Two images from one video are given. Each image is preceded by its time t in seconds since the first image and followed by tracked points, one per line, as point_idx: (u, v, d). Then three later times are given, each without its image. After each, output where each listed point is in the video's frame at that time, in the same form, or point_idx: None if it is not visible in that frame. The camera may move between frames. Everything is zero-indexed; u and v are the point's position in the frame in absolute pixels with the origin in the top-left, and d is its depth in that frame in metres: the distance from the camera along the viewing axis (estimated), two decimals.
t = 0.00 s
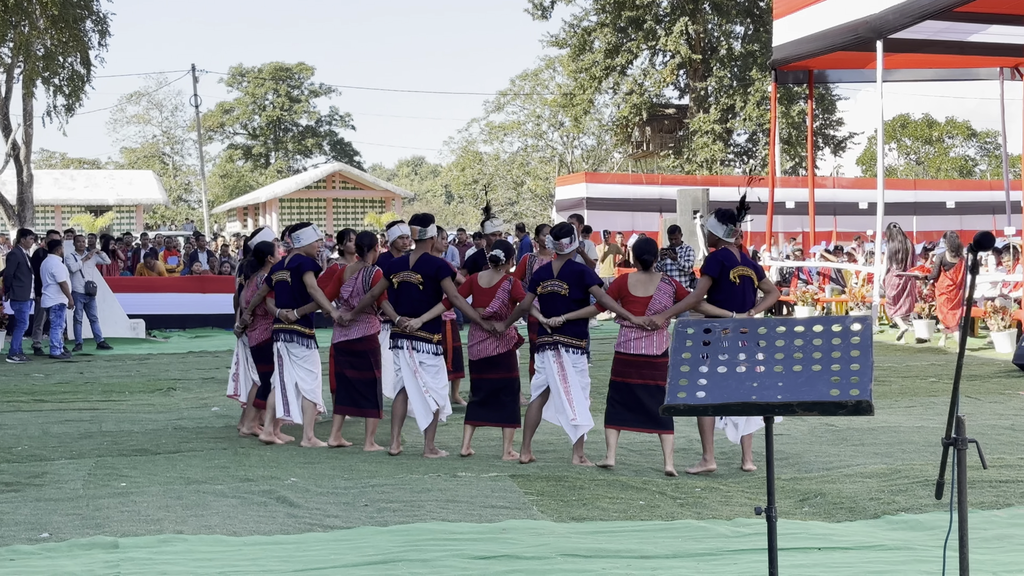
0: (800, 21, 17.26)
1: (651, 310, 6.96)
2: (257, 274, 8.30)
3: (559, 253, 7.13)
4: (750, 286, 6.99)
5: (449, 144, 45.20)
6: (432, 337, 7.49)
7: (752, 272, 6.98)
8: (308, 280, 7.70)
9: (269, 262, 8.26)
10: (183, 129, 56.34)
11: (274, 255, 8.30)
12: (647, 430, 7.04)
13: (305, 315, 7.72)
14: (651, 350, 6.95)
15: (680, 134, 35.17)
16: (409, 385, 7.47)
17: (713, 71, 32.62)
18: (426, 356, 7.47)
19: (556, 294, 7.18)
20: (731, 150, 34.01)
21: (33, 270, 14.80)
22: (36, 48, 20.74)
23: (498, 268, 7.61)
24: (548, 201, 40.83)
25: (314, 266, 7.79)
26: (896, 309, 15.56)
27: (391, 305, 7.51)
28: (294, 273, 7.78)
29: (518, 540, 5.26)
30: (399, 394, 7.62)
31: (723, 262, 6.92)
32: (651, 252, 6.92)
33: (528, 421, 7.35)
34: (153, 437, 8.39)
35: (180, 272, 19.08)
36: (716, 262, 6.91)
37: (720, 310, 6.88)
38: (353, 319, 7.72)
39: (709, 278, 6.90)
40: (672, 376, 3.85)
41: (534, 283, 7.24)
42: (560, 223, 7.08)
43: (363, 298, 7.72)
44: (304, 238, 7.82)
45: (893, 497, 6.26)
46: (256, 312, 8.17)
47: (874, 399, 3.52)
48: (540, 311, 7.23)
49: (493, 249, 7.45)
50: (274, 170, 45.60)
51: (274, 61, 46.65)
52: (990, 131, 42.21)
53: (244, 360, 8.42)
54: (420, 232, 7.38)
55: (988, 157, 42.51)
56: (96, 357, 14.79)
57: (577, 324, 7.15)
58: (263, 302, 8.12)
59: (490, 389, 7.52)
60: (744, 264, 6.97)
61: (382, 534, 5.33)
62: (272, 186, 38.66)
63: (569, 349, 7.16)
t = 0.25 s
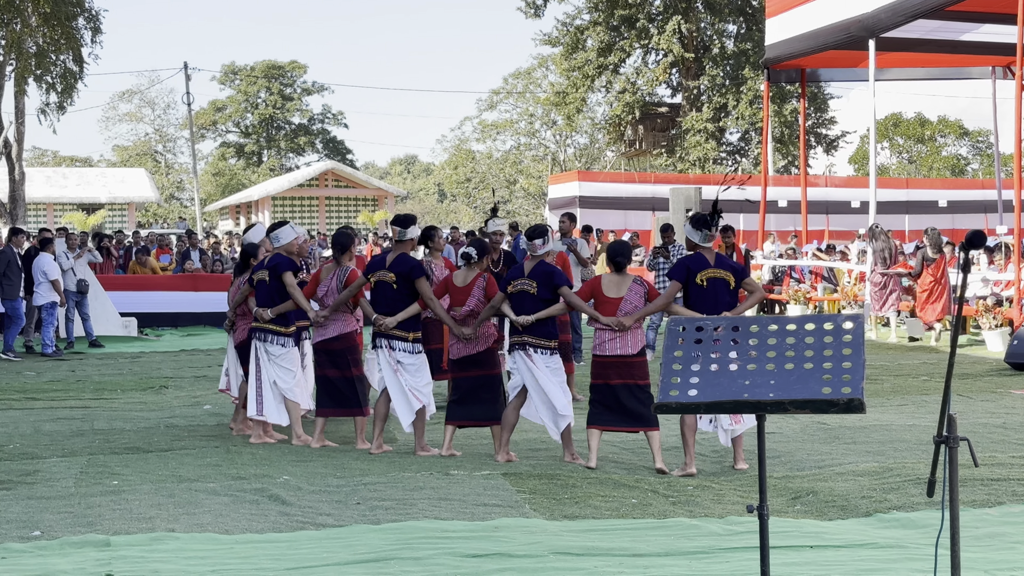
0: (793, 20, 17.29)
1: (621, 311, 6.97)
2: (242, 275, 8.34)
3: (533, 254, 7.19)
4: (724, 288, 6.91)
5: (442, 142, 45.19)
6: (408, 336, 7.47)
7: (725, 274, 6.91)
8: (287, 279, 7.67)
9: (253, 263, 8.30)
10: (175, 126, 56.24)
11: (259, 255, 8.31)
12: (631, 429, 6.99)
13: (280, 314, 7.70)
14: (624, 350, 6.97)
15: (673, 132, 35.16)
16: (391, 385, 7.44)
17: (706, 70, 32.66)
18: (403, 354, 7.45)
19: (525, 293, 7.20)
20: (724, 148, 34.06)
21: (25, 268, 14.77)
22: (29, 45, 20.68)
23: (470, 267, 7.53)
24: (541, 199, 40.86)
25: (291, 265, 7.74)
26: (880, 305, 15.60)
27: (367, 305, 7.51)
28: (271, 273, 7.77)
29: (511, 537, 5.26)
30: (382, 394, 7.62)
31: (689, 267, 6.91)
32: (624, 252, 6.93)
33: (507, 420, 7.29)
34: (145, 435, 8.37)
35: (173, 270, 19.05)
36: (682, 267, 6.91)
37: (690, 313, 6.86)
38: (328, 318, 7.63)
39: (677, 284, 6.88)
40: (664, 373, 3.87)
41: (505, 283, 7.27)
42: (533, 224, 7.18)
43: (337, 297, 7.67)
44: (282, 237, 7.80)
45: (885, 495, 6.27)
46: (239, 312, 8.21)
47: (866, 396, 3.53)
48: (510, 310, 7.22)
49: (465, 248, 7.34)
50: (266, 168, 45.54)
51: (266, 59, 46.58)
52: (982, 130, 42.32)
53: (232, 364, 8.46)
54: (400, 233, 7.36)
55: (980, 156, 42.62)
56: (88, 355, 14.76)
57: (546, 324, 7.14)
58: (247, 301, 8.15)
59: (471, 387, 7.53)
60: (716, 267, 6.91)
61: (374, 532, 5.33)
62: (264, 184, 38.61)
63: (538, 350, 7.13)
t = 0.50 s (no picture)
0: (784, 19, 17.32)
1: (597, 306, 6.95)
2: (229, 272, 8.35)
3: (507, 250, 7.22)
4: (701, 283, 6.89)
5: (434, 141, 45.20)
6: (387, 332, 7.45)
7: (703, 269, 6.89)
8: (268, 277, 7.66)
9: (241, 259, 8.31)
10: (166, 125, 56.10)
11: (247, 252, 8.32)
12: (609, 425, 7.00)
13: (263, 312, 7.70)
14: (599, 344, 6.94)
15: (664, 131, 35.17)
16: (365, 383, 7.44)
17: (698, 68, 32.69)
18: (382, 351, 7.44)
19: (499, 290, 7.21)
20: (715, 147, 34.08)
21: (16, 266, 14.72)
22: (20, 43, 20.60)
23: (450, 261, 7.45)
24: (533, 197, 40.87)
25: (272, 263, 7.75)
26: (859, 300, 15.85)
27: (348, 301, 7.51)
28: (254, 271, 7.78)
29: (502, 536, 5.26)
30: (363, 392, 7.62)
31: (665, 264, 6.92)
32: (602, 246, 6.92)
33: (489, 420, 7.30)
34: (136, 433, 8.36)
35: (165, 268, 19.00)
36: (657, 264, 6.90)
37: (666, 307, 6.84)
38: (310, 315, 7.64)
39: (653, 279, 6.87)
40: (655, 373, 3.87)
41: (480, 280, 7.28)
42: (509, 220, 7.19)
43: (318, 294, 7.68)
44: (265, 234, 7.80)
45: (876, 493, 6.28)
46: (225, 308, 8.24)
47: (856, 395, 3.53)
48: (486, 305, 7.23)
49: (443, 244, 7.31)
50: (258, 166, 45.46)
51: (257, 57, 46.49)
52: (973, 129, 42.45)
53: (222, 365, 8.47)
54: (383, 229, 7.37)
55: (971, 155, 42.75)
56: (79, 353, 14.71)
57: (521, 320, 7.15)
58: (232, 298, 8.17)
59: (448, 384, 7.49)
60: (693, 262, 6.90)
61: (365, 531, 5.33)
62: (255, 182, 38.53)
63: (509, 347, 7.14)
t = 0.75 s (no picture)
0: (775, 17, 17.33)
1: (590, 307, 6.97)
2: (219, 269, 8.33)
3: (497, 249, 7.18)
4: (693, 284, 6.89)
5: (425, 139, 45.18)
6: (379, 331, 7.42)
7: (693, 270, 6.89)
8: (261, 275, 7.65)
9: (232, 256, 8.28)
10: (157, 123, 55.96)
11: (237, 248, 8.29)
12: (605, 422, 7.01)
13: (253, 311, 7.68)
14: (593, 345, 6.95)
15: (655, 129, 35.18)
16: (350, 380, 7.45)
17: (689, 67, 32.71)
18: (374, 349, 7.41)
19: (493, 289, 7.15)
20: (706, 145, 34.09)
21: (6, 264, 14.67)
22: (9, 40, 20.52)
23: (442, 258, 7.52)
24: (524, 196, 40.86)
25: (264, 261, 7.73)
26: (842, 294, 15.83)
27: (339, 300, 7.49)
28: (245, 270, 7.76)
29: (493, 534, 5.26)
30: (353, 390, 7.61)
31: (656, 265, 6.93)
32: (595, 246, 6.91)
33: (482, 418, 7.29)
34: (126, 432, 8.33)
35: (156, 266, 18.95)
36: (649, 265, 6.93)
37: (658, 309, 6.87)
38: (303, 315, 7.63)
39: (645, 282, 6.90)
40: (646, 371, 3.87)
41: (473, 278, 7.22)
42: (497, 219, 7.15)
43: (311, 292, 7.67)
44: (258, 232, 7.78)
45: (867, 491, 6.30)
46: (217, 307, 8.21)
47: (847, 393, 3.53)
48: (480, 304, 7.17)
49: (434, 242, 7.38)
50: (249, 164, 45.36)
51: (248, 55, 46.40)
52: (963, 128, 42.56)
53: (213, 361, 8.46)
54: (371, 228, 7.38)
55: (961, 153, 42.86)
56: (70, 351, 14.67)
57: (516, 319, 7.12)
58: (223, 296, 8.14)
59: (440, 381, 7.47)
60: (683, 263, 6.91)
61: (356, 529, 5.32)
62: (246, 180, 38.44)
63: (500, 345, 7.14)
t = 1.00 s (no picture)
0: (765, 16, 17.35)
1: (602, 312, 6.92)
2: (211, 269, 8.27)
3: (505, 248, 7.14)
4: (702, 285, 6.91)
5: (416, 137, 45.15)
6: (381, 333, 7.44)
7: (703, 270, 6.91)
8: (258, 277, 7.62)
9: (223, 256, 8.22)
10: (147, 121, 55.82)
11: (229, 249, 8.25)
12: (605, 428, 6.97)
13: (250, 312, 7.66)
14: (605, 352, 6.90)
15: (646, 128, 35.20)
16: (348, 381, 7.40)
17: (679, 65, 32.73)
18: (375, 351, 7.40)
19: (504, 290, 7.12)
20: (697, 144, 34.10)
21: None
22: None
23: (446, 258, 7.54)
24: (515, 194, 40.84)
25: (261, 263, 7.70)
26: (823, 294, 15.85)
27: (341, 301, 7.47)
28: (242, 270, 7.72)
29: (483, 533, 5.25)
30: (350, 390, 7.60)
31: (668, 264, 6.89)
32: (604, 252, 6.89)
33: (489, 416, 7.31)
34: (116, 430, 8.31)
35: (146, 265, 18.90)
36: (661, 264, 6.89)
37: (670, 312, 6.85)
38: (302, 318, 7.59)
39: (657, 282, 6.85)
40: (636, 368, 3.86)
41: (481, 278, 7.17)
42: (504, 217, 7.12)
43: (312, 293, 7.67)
44: (257, 233, 7.76)
45: (856, 489, 6.31)
46: (209, 308, 8.17)
47: (837, 393, 3.57)
48: (489, 303, 7.14)
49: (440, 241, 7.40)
50: (239, 162, 45.27)
51: (239, 53, 46.30)
52: (953, 126, 42.66)
53: (203, 361, 8.40)
54: (368, 228, 7.34)
55: (951, 152, 42.97)
56: (59, 350, 14.62)
57: (527, 321, 7.11)
58: (216, 297, 8.09)
59: (439, 382, 7.48)
60: (694, 263, 6.91)
61: (346, 527, 5.31)
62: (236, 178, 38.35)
63: (512, 344, 7.12)
